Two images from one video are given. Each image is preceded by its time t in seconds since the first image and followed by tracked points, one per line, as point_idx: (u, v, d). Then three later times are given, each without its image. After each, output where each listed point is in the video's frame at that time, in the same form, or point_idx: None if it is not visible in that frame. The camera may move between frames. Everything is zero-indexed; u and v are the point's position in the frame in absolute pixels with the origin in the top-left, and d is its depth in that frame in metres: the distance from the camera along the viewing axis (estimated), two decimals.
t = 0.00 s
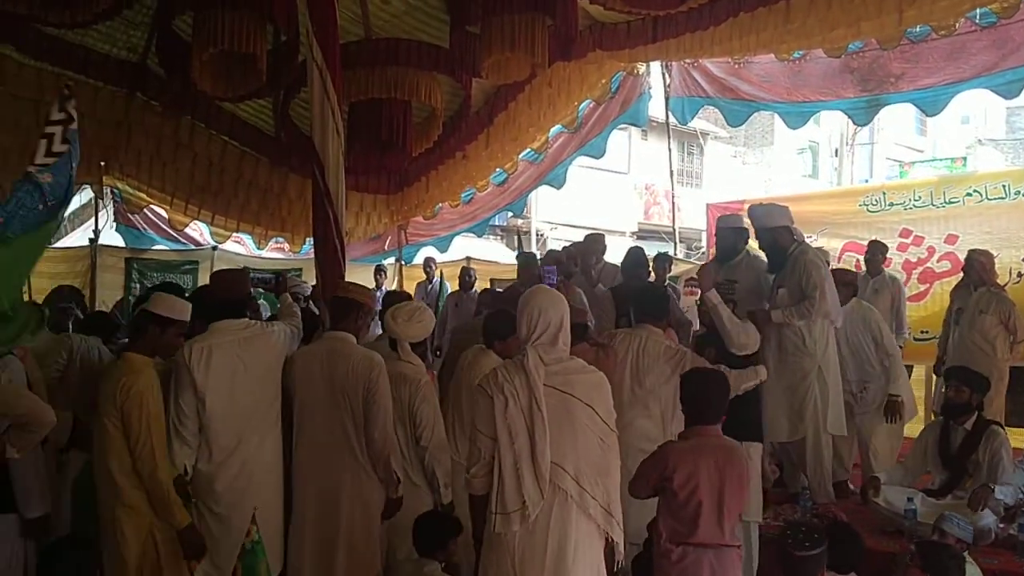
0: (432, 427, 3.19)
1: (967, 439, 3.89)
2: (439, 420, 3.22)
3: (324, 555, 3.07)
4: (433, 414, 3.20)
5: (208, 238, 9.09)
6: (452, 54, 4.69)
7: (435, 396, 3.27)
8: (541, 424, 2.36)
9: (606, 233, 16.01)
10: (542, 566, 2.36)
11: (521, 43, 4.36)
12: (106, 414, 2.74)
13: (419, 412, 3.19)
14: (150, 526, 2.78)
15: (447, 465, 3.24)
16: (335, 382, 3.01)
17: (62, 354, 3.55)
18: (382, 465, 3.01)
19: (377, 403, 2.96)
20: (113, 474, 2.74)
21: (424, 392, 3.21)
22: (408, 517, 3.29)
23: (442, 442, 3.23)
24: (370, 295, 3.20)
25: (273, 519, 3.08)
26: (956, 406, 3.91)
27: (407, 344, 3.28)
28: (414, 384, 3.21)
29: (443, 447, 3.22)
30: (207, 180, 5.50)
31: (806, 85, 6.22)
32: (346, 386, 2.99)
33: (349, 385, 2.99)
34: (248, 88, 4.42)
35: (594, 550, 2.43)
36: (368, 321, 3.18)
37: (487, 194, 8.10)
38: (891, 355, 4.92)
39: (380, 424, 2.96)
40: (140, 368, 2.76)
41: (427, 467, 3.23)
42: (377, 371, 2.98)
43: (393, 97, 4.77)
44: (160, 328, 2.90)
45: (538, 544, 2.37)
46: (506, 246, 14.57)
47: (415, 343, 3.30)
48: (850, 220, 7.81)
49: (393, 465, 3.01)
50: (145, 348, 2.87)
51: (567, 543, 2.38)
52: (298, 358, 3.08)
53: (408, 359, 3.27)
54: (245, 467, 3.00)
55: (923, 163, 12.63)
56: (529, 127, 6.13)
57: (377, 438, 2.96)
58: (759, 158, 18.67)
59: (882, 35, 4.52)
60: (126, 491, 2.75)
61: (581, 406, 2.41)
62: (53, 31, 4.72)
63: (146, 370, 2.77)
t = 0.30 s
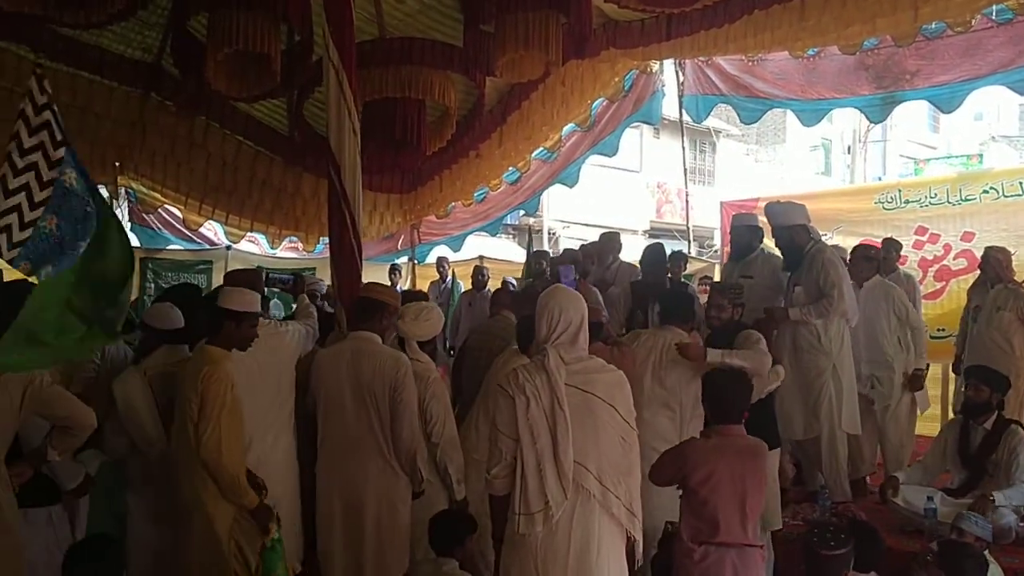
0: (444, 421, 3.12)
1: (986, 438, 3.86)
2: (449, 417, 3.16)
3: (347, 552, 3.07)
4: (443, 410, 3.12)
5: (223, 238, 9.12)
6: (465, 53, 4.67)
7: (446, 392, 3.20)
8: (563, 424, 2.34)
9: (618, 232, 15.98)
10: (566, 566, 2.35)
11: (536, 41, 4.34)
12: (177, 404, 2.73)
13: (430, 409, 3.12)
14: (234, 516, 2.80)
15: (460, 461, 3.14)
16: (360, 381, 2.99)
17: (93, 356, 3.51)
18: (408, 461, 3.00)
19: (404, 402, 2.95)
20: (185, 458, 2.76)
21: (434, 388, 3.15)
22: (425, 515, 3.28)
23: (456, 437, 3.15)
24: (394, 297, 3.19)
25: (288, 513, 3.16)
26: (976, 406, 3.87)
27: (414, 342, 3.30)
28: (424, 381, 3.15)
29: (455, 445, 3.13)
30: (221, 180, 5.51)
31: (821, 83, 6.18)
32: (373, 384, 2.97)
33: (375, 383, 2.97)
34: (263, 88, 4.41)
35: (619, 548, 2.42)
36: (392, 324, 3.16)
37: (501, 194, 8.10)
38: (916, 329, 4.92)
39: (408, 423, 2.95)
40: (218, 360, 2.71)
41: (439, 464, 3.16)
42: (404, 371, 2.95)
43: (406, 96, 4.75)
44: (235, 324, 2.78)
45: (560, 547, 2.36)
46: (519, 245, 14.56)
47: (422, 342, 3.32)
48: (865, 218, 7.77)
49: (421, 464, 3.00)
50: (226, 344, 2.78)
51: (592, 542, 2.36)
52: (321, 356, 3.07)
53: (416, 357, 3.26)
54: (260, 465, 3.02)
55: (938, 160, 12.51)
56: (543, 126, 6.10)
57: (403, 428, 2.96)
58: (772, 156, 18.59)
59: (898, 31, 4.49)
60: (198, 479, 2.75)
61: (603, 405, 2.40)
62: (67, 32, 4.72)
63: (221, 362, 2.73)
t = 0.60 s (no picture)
0: (451, 419, 3.15)
1: (1000, 436, 3.86)
2: (458, 413, 3.18)
3: (357, 549, 3.07)
4: (451, 407, 3.16)
5: (233, 235, 9.15)
6: (476, 51, 4.67)
7: (456, 390, 3.22)
8: (578, 420, 2.33)
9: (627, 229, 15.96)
10: (583, 564, 2.35)
11: (545, 39, 4.33)
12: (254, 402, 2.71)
13: (438, 408, 3.15)
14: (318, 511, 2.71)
15: (469, 458, 3.17)
16: (362, 377, 2.99)
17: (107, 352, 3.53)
18: (406, 461, 2.99)
19: (400, 400, 2.93)
20: (265, 455, 2.71)
21: (441, 386, 3.17)
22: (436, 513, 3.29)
23: (464, 434, 3.18)
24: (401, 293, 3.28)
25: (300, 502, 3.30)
26: (988, 404, 3.86)
27: (422, 342, 3.32)
28: (432, 379, 3.16)
29: (464, 442, 3.17)
30: (232, 177, 5.51)
31: (832, 79, 6.15)
32: (371, 379, 2.97)
33: (375, 377, 2.96)
34: (273, 86, 4.42)
35: (633, 546, 2.42)
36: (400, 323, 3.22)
37: (510, 191, 8.11)
38: (930, 318, 4.85)
39: (405, 418, 2.94)
40: (296, 359, 2.66)
41: (449, 461, 3.17)
42: (404, 368, 2.93)
43: (416, 94, 4.75)
44: (308, 322, 2.75)
45: (576, 543, 2.35)
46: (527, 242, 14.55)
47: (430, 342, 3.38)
48: (876, 215, 7.75)
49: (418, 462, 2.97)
50: (300, 341, 2.75)
51: (608, 539, 2.36)
52: (330, 353, 3.08)
53: (424, 356, 3.25)
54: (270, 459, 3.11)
55: (949, 157, 12.43)
56: (551, 123, 6.08)
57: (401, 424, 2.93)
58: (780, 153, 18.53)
59: (909, 28, 4.47)
60: (280, 473, 2.68)
61: (618, 402, 2.39)
62: (80, 31, 4.72)
63: (300, 358, 2.69)
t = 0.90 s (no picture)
0: (458, 416, 3.15)
1: (1008, 433, 3.84)
2: (464, 410, 3.18)
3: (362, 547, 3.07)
4: (458, 405, 3.15)
5: (238, 233, 9.16)
6: (482, 48, 4.67)
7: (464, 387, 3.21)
8: (585, 416, 2.33)
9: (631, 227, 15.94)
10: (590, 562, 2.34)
11: (552, 36, 4.32)
12: (303, 392, 2.64)
13: (445, 404, 3.15)
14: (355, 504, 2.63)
15: (473, 454, 3.18)
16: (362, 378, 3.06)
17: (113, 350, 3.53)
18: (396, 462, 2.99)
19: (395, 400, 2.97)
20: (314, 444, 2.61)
21: (449, 382, 3.17)
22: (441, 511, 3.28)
23: (470, 430, 3.18)
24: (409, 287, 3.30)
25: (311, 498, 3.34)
26: (994, 403, 3.84)
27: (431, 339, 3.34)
28: (439, 375, 3.18)
29: (469, 439, 3.17)
30: (238, 174, 5.51)
31: (838, 77, 6.12)
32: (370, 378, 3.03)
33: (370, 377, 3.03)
34: (279, 83, 4.41)
35: (640, 543, 2.41)
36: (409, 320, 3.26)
37: (516, 189, 8.11)
38: (940, 315, 4.81)
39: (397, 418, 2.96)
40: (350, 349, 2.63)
41: (454, 458, 3.18)
42: (401, 371, 2.99)
43: (422, 91, 4.74)
44: (363, 316, 2.70)
45: (584, 540, 2.35)
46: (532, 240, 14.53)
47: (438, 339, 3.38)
48: (882, 213, 7.73)
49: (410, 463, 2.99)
50: (354, 334, 2.69)
51: (614, 536, 2.35)
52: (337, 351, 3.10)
53: (433, 353, 3.28)
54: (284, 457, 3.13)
55: (956, 155, 12.38)
56: (556, 120, 6.06)
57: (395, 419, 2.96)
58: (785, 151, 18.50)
59: (915, 26, 4.46)
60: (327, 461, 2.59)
61: (625, 398, 2.39)
62: (87, 27, 4.70)
63: (353, 351, 2.65)
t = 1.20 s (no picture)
0: (460, 412, 3.15)
1: (1009, 433, 3.85)
2: (467, 407, 3.18)
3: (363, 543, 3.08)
4: (459, 401, 3.15)
5: (239, 230, 9.17)
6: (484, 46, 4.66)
7: (466, 385, 3.21)
8: (585, 416, 2.34)
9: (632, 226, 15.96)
10: (590, 561, 2.34)
11: (554, 34, 4.32)
12: (314, 392, 2.64)
13: (447, 401, 3.15)
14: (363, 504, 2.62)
15: (476, 451, 3.19)
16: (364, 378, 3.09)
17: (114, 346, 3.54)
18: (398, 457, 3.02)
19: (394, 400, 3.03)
20: (326, 443, 2.61)
21: (451, 380, 3.16)
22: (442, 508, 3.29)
23: (473, 427, 3.18)
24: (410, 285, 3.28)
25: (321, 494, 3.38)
26: (995, 403, 3.84)
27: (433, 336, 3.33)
28: (442, 372, 3.17)
29: (471, 435, 3.18)
30: (240, 172, 5.51)
31: (840, 76, 6.11)
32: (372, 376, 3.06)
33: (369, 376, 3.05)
34: (281, 82, 4.42)
35: (640, 543, 2.41)
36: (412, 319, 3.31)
37: (517, 187, 8.12)
38: (941, 314, 4.76)
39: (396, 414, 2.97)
40: (360, 350, 2.62)
41: (456, 455, 3.19)
42: (401, 370, 3.02)
43: (423, 90, 4.74)
44: (373, 318, 2.69)
45: (584, 538, 2.35)
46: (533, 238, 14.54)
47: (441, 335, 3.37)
48: (883, 212, 7.74)
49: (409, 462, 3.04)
50: (364, 335, 2.69)
51: (615, 535, 2.35)
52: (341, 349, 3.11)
53: (436, 350, 3.27)
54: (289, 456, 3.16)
55: (957, 154, 12.35)
56: (558, 118, 6.06)
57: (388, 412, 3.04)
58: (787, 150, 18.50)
59: (917, 25, 4.46)
60: (336, 459, 2.60)
61: (626, 397, 2.39)
62: (89, 24, 4.69)
63: (364, 352, 2.65)
